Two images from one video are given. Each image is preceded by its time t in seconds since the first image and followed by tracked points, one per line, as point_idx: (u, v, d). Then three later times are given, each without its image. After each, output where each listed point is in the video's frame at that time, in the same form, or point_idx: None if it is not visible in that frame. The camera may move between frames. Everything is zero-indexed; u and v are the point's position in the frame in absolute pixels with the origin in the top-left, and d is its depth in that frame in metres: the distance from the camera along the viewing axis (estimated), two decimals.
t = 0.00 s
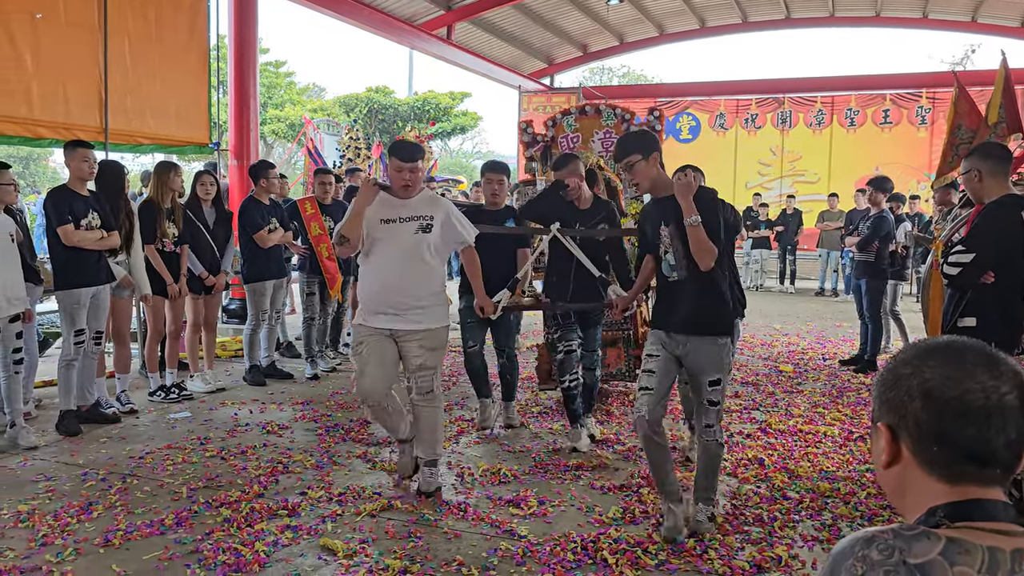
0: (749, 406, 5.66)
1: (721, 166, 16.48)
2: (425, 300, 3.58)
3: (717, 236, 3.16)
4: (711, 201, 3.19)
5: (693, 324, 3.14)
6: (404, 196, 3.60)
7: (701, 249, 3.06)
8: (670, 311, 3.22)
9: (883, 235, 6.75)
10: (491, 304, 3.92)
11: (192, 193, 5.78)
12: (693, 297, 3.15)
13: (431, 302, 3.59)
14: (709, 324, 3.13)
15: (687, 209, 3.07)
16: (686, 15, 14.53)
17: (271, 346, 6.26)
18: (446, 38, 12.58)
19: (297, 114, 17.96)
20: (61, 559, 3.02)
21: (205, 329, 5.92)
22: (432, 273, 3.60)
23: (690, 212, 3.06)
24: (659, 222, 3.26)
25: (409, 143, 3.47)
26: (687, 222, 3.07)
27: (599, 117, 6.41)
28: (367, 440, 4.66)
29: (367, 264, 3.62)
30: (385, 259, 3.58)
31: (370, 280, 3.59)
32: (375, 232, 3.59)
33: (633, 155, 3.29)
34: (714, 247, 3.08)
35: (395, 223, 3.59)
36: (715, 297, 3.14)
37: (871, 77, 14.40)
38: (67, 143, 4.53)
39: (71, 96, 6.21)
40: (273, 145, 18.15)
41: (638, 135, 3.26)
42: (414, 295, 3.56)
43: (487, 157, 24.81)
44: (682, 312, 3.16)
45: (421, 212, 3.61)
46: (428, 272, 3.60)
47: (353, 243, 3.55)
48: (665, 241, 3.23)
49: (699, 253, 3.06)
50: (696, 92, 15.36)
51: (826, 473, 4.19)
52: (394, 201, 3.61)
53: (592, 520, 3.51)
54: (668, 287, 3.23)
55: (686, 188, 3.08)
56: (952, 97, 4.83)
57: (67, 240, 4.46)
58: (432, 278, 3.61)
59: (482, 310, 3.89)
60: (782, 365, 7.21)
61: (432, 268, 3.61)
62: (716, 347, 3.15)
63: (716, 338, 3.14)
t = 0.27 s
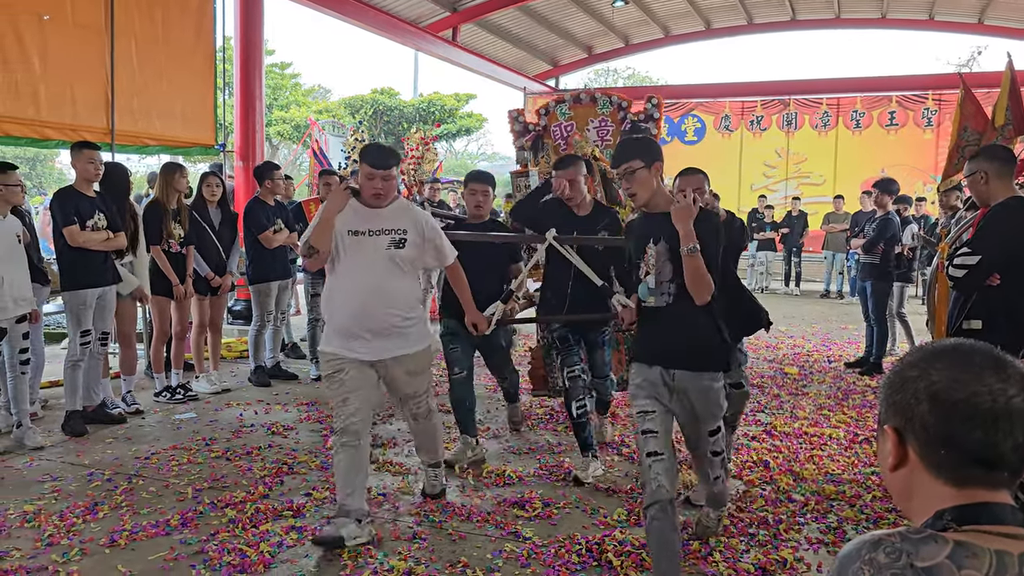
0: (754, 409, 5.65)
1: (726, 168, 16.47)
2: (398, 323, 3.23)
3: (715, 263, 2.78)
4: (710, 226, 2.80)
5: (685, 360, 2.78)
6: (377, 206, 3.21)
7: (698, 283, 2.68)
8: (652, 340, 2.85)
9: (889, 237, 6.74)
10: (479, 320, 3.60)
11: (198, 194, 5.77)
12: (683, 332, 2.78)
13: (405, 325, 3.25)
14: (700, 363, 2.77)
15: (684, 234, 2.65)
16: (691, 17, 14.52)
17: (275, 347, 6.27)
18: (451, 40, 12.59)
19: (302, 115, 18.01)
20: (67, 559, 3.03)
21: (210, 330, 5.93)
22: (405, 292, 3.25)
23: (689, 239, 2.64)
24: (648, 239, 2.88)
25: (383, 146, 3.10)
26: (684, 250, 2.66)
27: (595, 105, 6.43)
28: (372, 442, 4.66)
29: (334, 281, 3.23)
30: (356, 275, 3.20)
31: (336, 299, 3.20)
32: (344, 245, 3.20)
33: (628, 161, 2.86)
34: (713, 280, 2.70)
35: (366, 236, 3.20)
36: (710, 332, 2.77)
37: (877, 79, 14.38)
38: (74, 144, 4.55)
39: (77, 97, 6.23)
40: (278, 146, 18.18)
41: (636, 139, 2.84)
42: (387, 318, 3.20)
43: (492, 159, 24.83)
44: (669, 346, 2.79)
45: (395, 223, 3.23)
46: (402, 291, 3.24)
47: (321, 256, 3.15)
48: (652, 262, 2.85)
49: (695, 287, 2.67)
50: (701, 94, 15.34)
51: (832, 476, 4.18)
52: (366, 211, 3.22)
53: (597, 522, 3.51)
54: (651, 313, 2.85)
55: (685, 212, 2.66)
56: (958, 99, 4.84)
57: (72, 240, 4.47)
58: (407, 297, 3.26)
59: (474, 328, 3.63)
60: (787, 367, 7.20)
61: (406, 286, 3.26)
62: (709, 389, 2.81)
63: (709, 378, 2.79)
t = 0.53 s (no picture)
0: (758, 413, 5.64)
1: (729, 172, 16.47)
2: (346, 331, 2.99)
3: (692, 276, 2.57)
4: (688, 236, 2.56)
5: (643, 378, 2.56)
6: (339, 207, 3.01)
7: (672, 302, 2.48)
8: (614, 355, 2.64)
9: (893, 242, 6.73)
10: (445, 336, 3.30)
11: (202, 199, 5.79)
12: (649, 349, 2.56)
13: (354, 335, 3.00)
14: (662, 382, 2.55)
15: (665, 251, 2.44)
16: (695, 21, 14.53)
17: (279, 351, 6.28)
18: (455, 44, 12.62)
19: (306, 120, 18.06)
20: (71, 563, 3.03)
21: (214, 333, 5.94)
22: (360, 301, 3.02)
23: (667, 254, 2.44)
24: (617, 244, 2.65)
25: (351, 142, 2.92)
26: (660, 265, 2.46)
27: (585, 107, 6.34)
28: (375, 446, 4.67)
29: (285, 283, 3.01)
30: (309, 280, 2.98)
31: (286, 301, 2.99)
32: (299, 245, 2.98)
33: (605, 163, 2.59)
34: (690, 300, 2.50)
35: (325, 239, 2.99)
36: (674, 349, 2.56)
37: (882, 83, 14.36)
38: (79, 148, 4.56)
39: (83, 102, 6.26)
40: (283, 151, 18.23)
41: (615, 140, 2.57)
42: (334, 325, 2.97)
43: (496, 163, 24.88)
44: (636, 366, 2.57)
45: (358, 229, 3.03)
46: (357, 298, 3.01)
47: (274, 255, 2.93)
48: (620, 270, 2.62)
49: (671, 307, 2.47)
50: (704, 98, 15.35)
51: (836, 480, 4.16)
52: (327, 212, 3.01)
53: (600, 527, 3.51)
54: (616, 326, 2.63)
55: (663, 222, 2.45)
56: (963, 103, 4.84)
57: (77, 244, 4.49)
58: (363, 306, 3.03)
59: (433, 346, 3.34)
60: (791, 371, 7.19)
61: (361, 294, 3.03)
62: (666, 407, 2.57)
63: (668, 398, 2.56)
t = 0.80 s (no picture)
0: (765, 418, 5.62)
1: (736, 176, 16.45)
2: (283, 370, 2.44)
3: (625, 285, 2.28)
4: (617, 239, 2.28)
5: (563, 404, 2.28)
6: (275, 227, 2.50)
7: (602, 307, 2.19)
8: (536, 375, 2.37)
9: (900, 246, 6.72)
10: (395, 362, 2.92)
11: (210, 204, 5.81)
12: (571, 366, 2.29)
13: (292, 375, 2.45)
14: (572, 410, 2.28)
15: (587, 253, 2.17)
16: (700, 26, 14.53)
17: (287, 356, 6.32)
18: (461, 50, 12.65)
19: (313, 125, 18.12)
20: (79, 567, 3.04)
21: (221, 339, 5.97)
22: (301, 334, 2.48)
23: (589, 256, 2.17)
24: (550, 252, 2.40)
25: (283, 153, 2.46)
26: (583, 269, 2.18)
27: (585, 107, 5.60)
28: (381, 451, 4.67)
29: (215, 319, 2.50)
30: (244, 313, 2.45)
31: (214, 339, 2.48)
32: (230, 273, 2.48)
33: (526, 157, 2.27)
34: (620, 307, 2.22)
35: (258, 265, 2.48)
36: (601, 369, 2.30)
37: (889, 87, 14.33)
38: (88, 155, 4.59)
39: (91, 108, 6.29)
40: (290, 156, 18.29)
41: (538, 135, 2.26)
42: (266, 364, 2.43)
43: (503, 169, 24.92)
44: (554, 388, 2.30)
45: (294, 250, 2.50)
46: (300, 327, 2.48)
47: (202, 288, 2.44)
48: (552, 281, 2.36)
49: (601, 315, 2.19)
50: (711, 103, 15.34)
51: (844, 486, 4.15)
52: (263, 235, 2.52)
53: (606, 532, 3.50)
54: (544, 343, 2.34)
55: (583, 224, 2.17)
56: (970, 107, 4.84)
57: (85, 250, 4.50)
58: (304, 340, 2.48)
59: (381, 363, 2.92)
60: (799, 376, 7.17)
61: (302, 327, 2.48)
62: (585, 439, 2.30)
63: (584, 426, 2.30)
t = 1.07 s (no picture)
0: (776, 423, 5.61)
1: (747, 180, 16.42)
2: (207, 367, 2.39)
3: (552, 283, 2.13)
4: (548, 239, 2.14)
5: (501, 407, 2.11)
6: (199, 219, 2.46)
7: (519, 309, 2.04)
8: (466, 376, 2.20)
9: (912, 250, 6.69)
10: (328, 362, 2.65)
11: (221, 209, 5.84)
12: (503, 367, 2.13)
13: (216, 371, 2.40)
14: (521, 408, 2.10)
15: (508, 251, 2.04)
16: (711, 30, 14.51)
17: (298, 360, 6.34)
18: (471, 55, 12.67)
19: (324, 130, 18.19)
20: (93, 569, 3.06)
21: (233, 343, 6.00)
22: (226, 330, 2.43)
23: (507, 254, 2.03)
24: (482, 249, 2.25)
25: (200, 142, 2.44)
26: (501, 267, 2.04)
27: (584, 106, 5.53)
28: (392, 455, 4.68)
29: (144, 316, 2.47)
30: (166, 306, 2.43)
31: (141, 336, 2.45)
32: (156, 268, 2.46)
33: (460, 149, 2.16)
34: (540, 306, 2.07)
35: (180, 256, 2.45)
36: (534, 371, 2.13)
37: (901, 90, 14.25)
38: (101, 160, 4.63)
39: (104, 113, 6.33)
40: (301, 161, 18.37)
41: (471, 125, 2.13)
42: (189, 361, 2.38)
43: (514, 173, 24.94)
44: (482, 391, 2.14)
45: (216, 241, 2.46)
46: (218, 320, 2.42)
47: (128, 283, 2.42)
48: (484, 277, 2.21)
49: (519, 319, 2.05)
50: (722, 107, 15.32)
51: (856, 491, 4.13)
52: (189, 228, 2.48)
53: (617, 537, 3.50)
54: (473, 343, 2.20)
55: (505, 220, 2.05)
56: (983, 111, 4.84)
57: (100, 255, 4.49)
58: (223, 335, 2.42)
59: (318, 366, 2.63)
60: (810, 381, 7.14)
61: (228, 322, 2.43)
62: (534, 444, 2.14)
63: (528, 429, 2.12)
